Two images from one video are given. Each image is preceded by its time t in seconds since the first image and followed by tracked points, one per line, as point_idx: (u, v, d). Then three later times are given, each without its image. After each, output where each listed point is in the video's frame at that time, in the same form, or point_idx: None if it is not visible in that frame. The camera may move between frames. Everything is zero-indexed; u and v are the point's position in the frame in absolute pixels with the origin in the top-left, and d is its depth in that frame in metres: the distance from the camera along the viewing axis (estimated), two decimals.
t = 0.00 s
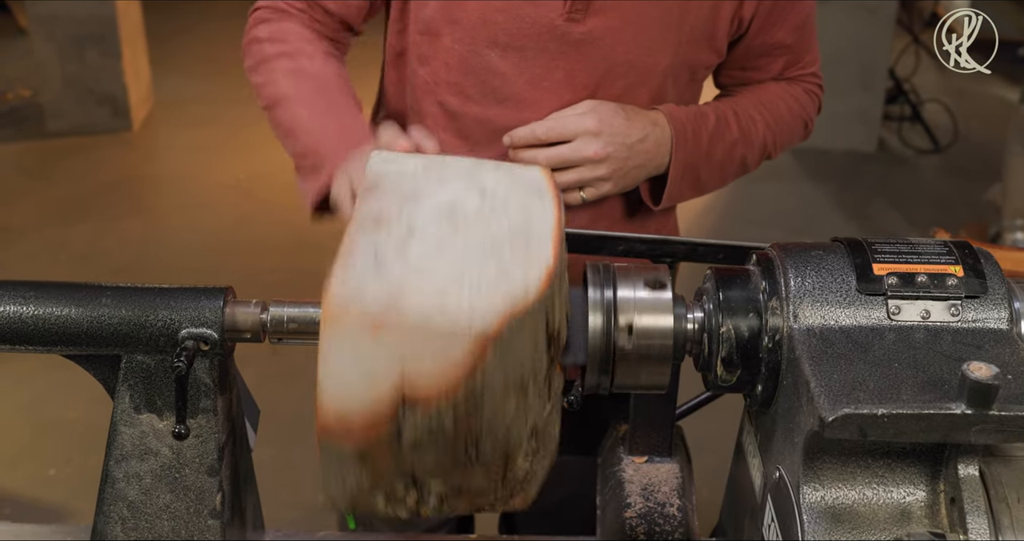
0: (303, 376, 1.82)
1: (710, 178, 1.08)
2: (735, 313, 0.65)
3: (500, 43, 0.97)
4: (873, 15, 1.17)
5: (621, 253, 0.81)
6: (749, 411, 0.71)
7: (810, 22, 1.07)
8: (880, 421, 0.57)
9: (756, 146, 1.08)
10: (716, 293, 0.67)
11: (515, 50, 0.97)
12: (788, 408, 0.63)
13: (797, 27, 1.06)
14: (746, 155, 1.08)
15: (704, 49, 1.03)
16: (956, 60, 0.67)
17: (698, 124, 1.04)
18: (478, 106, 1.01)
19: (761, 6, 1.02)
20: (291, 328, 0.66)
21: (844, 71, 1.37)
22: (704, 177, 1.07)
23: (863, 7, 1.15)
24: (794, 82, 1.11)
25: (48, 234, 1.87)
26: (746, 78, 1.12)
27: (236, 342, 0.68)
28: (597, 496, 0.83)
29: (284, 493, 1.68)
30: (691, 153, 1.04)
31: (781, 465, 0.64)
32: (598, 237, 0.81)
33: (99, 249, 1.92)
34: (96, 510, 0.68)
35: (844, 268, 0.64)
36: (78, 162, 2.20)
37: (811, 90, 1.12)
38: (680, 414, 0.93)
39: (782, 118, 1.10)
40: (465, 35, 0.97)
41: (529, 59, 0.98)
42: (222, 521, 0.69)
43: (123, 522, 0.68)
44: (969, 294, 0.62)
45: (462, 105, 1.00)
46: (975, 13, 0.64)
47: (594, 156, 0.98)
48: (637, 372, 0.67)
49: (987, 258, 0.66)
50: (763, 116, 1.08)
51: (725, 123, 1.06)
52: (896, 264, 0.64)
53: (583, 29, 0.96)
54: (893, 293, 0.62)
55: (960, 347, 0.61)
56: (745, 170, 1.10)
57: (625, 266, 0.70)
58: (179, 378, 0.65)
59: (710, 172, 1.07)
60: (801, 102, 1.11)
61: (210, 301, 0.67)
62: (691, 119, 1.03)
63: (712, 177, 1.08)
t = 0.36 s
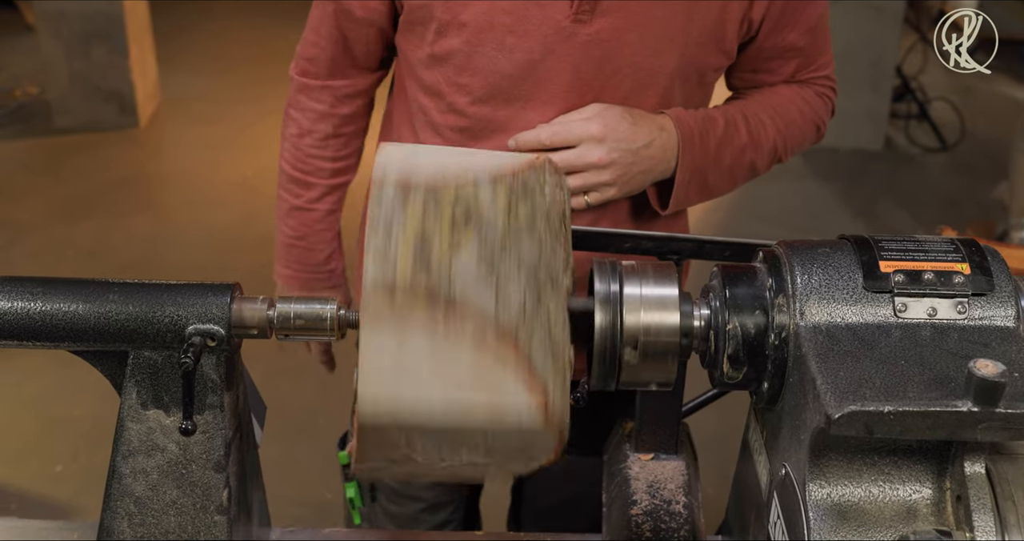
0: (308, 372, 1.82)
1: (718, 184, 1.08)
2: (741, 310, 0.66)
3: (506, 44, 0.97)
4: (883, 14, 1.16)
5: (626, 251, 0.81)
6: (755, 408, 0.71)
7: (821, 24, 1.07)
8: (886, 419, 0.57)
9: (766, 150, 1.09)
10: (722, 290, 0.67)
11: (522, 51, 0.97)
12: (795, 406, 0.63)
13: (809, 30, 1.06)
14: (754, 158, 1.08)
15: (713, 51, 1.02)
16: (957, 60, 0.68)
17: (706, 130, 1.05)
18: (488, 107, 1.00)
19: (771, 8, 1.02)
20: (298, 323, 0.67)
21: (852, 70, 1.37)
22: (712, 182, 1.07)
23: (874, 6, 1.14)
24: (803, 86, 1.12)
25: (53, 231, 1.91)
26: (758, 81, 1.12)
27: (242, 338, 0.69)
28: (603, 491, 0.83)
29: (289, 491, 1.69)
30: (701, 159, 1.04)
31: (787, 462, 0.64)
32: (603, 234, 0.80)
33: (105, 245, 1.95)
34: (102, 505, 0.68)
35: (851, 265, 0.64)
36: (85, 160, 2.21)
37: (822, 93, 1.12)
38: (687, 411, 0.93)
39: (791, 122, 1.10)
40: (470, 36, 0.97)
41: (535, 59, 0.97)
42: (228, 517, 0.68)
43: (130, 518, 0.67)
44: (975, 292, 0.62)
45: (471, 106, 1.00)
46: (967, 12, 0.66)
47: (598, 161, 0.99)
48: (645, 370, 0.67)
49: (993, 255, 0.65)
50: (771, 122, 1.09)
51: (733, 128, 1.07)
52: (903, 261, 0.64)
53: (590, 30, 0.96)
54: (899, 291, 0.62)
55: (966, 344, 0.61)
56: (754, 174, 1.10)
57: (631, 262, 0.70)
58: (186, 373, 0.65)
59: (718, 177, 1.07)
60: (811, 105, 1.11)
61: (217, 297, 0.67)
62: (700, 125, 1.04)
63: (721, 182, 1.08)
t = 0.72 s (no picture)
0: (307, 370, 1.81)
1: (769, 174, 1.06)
2: (742, 310, 0.66)
3: (510, 40, 0.97)
4: (888, 13, 1.15)
5: (627, 250, 0.81)
6: (756, 408, 0.71)
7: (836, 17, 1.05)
8: (886, 419, 0.57)
9: (813, 135, 1.06)
10: (722, 290, 0.67)
11: (526, 47, 0.97)
12: (795, 406, 0.63)
13: (824, 18, 1.05)
14: (806, 144, 1.05)
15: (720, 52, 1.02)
16: (957, 60, 0.70)
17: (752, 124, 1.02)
18: (491, 102, 1.00)
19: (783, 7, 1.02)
20: (298, 320, 0.67)
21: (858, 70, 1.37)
22: (775, 171, 1.04)
23: (878, 5, 1.13)
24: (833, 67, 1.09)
25: (56, 226, 1.92)
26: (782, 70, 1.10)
27: (243, 335, 0.68)
28: (604, 491, 0.83)
29: (287, 489, 1.68)
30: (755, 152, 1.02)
31: (787, 462, 0.64)
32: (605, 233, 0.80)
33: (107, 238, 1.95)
34: (103, 501, 0.69)
35: (852, 266, 0.64)
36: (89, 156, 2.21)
37: (846, 75, 1.10)
38: (688, 411, 0.93)
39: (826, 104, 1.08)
40: (473, 31, 0.98)
41: (540, 56, 0.97)
42: (227, 514, 0.69)
43: (129, 514, 0.68)
44: (976, 293, 0.62)
45: (475, 101, 1.00)
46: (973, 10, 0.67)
47: (723, 137, 0.92)
48: (646, 367, 0.67)
49: (995, 256, 0.65)
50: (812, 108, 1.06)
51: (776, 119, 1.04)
52: (904, 262, 0.64)
53: (594, 27, 0.96)
54: (901, 292, 0.62)
55: (967, 345, 0.61)
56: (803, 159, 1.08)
57: (633, 261, 0.70)
58: (187, 370, 0.65)
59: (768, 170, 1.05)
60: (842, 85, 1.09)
61: (218, 294, 0.67)
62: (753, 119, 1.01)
63: (780, 170, 1.05)
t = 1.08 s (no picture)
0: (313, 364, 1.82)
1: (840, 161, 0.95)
2: (749, 306, 0.65)
3: (515, 30, 0.97)
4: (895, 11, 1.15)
5: (635, 245, 0.80)
6: (762, 404, 0.71)
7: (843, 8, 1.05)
8: (892, 416, 0.57)
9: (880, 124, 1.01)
10: (730, 286, 0.67)
11: (531, 37, 0.97)
12: (801, 402, 0.63)
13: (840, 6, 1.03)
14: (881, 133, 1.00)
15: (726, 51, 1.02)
16: (957, 59, 0.72)
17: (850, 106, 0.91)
18: (495, 94, 1.00)
19: None
20: (304, 314, 0.66)
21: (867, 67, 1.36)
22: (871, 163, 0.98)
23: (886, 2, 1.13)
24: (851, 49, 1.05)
25: (66, 220, 1.92)
26: (810, 57, 1.06)
27: (250, 328, 0.69)
28: (611, 488, 0.83)
29: (294, 483, 1.68)
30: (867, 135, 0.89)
31: (794, 459, 0.64)
32: (613, 227, 0.80)
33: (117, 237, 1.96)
34: (108, 493, 0.69)
35: (859, 263, 0.64)
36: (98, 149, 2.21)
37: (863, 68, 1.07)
38: (695, 408, 0.92)
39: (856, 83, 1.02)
40: (482, 20, 0.97)
41: (545, 46, 0.98)
42: (233, 507, 0.69)
43: (135, 506, 0.68)
44: (984, 290, 0.62)
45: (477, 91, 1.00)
46: (973, 10, 0.69)
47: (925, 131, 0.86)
48: (651, 364, 0.67)
49: (1004, 254, 0.65)
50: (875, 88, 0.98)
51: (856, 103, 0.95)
52: (912, 259, 0.64)
53: (599, 16, 0.96)
54: (908, 289, 0.62)
55: (974, 343, 0.60)
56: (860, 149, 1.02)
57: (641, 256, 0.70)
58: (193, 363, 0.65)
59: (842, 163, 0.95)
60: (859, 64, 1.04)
61: (224, 287, 0.67)
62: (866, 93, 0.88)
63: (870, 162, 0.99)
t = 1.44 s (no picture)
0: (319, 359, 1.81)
1: (879, 172, 0.91)
2: (751, 304, 0.65)
3: (493, 26, 0.96)
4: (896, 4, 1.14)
5: (638, 242, 0.80)
6: (764, 402, 0.71)
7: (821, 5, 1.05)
8: (894, 414, 0.57)
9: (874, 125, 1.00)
10: (732, 283, 0.67)
11: (509, 31, 0.96)
12: (803, 399, 0.63)
13: None
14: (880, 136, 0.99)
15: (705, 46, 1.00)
16: (957, 58, 0.73)
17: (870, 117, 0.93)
18: (477, 92, 0.99)
19: None
20: (307, 310, 0.67)
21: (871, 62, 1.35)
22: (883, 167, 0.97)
23: None
24: (827, 39, 1.06)
25: (71, 215, 1.95)
26: (788, 48, 1.06)
27: (252, 323, 0.68)
28: (612, 484, 0.83)
29: (298, 480, 1.68)
30: (929, 139, 0.85)
31: (795, 456, 0.64)
32: (615, 225, 0.80)
33: (125, 233, 1.97)
34: (111, 487, 0.69)
35: (862, 260, 0.64)
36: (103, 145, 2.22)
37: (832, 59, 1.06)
38: (698, 405, 0.93)
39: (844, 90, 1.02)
40: (457, 16, 0.96)
41: (522, 41, 0.96)
42: (234, 502, 0.70)
43: (137, 501, 0.69)
44: (987, 289, 0.62)
45: (454, 87, 0.99)
46: (973, 9, 0.69)
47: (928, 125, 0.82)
48: (653, 361, 0.67)
49: (1008, 253, 0.65)
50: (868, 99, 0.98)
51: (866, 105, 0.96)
52: (915, 257, 0.63)
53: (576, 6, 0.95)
54: (911, 287, 0.62)
55: (977, 342, 0.60)
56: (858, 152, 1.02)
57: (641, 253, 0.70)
58: (195, 358, 0.65)
59: (850, 166, 0.96)
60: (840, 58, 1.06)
61: (227, 283, 0.67)
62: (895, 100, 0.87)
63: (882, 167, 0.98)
